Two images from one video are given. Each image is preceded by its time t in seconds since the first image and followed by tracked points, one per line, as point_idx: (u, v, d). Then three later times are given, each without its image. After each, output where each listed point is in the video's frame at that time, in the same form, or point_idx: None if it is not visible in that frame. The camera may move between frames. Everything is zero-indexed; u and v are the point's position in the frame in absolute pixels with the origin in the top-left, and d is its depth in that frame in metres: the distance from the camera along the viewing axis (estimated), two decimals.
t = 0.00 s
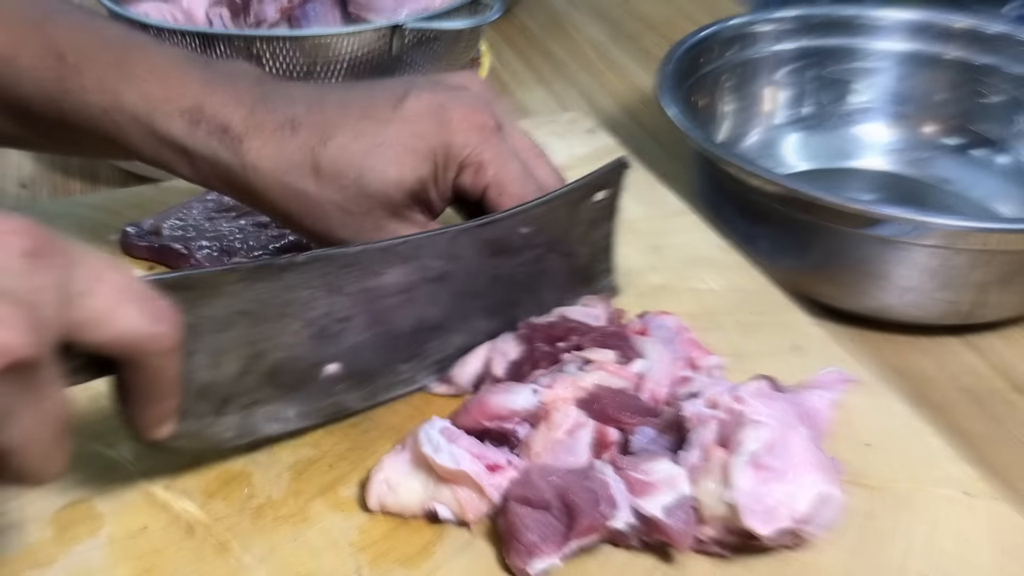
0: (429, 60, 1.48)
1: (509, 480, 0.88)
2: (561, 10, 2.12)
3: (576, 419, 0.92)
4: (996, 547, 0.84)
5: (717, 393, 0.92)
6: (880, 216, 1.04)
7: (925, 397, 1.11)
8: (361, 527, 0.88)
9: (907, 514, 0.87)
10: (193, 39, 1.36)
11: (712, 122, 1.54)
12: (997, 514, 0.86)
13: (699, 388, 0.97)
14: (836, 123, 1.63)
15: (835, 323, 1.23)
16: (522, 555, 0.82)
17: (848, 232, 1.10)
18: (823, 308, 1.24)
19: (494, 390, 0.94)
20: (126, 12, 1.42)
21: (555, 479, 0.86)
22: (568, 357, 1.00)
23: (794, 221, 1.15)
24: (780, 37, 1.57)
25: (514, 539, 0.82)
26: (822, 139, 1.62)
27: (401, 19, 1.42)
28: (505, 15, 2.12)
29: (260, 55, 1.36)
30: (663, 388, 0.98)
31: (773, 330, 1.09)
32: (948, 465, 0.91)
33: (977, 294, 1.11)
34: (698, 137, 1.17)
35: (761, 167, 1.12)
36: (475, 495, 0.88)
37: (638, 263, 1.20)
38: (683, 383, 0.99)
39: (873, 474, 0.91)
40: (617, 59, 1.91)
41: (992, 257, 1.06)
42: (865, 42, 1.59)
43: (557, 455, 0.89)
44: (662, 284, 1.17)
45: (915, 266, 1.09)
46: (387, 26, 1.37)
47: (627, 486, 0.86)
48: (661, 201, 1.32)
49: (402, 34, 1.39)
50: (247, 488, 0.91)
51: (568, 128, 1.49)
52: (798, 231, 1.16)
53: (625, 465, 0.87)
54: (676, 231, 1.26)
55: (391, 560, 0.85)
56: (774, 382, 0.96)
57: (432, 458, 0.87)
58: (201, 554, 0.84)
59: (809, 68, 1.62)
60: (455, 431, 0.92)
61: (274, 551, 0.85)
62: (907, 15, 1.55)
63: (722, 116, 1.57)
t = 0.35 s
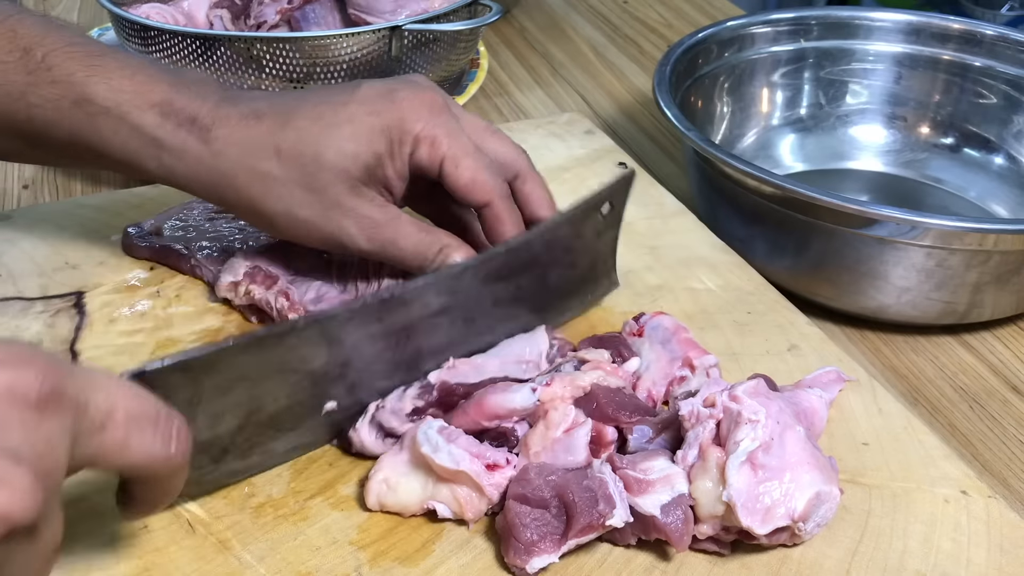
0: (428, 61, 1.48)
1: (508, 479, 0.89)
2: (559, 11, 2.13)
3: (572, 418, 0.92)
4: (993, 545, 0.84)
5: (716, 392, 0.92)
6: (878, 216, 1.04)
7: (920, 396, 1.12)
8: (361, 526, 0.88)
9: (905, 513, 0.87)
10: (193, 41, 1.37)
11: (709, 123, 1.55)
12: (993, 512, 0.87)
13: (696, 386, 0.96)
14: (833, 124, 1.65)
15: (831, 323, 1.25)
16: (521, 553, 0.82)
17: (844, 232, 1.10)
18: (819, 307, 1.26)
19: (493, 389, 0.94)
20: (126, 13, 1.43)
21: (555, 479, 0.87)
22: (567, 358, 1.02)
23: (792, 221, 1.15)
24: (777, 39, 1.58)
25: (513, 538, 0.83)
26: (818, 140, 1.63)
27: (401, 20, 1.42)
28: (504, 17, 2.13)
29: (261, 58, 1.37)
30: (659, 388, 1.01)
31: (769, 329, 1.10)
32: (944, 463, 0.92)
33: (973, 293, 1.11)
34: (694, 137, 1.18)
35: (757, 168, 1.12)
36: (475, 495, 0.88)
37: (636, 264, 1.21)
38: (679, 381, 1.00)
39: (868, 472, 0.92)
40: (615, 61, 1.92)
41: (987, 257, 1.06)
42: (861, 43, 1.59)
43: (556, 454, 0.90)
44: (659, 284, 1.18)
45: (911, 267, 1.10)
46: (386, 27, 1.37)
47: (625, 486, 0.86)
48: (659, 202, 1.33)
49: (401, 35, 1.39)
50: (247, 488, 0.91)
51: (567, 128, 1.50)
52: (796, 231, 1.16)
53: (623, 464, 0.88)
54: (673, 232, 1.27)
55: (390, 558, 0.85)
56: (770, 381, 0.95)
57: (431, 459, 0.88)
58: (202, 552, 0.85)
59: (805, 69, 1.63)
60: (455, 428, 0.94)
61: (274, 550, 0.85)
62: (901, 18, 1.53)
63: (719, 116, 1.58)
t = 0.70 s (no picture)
0: (428, 61, 1.48)
1: (508, 480, 0.89)
2: (559, 11, 2.13)
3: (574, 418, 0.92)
4: (993, 545, 0.84)
5: (716, 392, 0.92)
6: (877, 216, 1.04)
7: (920, 396, 1.12)
8: (361, 526, 0.88)
9: (905, 513, 0.87)
10: (193, 41, 1.37)
11: (709, 123, 1.55)
12: (994, 512, 0.87)
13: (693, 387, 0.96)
14: (833, 124, 1.65)
15: (831, 323, 1.25)
16: (521, 553, 0.82)
17: (845, 232, 1.10)
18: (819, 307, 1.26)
19: (493, 389, 0.94)
20: (126, 14, 1.43)
21: (555, 479, 0.87)
22: (568, 359, 1.01)
23: (793, 221, 1.15)
24: (777, 39, 1.58)
25: (513, 537, 0.83)
26: (818, 140, 1.64)
27: (401, 20, 1.42)
28: (503, 16, 2.13)
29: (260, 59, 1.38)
30: (661, 390, 1.01)
31: (770, 329, 1.10)
32: (944, 463, 0.92)
33: (973, 293, 1.11)
34: (694, 137, 1.18)
35: (758, 167, 1.12)
36: (475, 495, 0.88)
37: (636, 264, 1.22)
38: (681, 383, 0.99)
39: (868, 472, 0.92)
40: (615, 60, 1.92)
41: (987, 257, 1.06)
42: (861, 43, 1.59)
43: (556, 454, 0.90)
44: (659, 283, 1.18)
45: (911, 267, 1.10)
46: (387, 27, 1.37)
47: (625, 486, 0.86)
48: (659, 202, 1.33)
49: (401, 35, 1.39)
50: (247, 488, 0.91)
51: (567, 129, 1.50)
52: (796, 231, 1.16)
53: (623, 464, 0.88)
54: (673, 232, 1.27)
55: (390, 558, 0.85)
56: (769, 382, 0.95)
57: (431, 458, 0.88)
58: (202, 552, 0.85)
59: (806, 69, 1.63)
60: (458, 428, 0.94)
61: (274, 550, 0.85)
62: (901, 18, 1.53)
63: (719, 117, 1.58)
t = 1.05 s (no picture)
0: (428, 61, 1.48)
1: (508, 479, 0.89)
2: (560, 12, 2.14)
3: (574, 419, 0.91)
4: (993, 545, 0.84)
5: (716, 392, 0.92)
6: (877, 216, 1.04)
7: (919, 396, 1.12)
8: (361, 526, 0.88)
9: (905, 513, 0.87)
10: (193, 41, 1.37)
11: (709, 123, 1.55)
12: (994, 512, 0.87)
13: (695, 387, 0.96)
14: (833, 124, 1.65)
15: (831, 322, 1.25)
16: (520, 554, 0.82)
17: (844, 232, 1.10)
18: (819, 307, 1.26)
19: (496, 388, 0.94)
20: (126, 13, 1.43)
21: (554, 479, 0.87)
22: (567, 360, 1.01)
23: (792, 221, 1.15)
24: (777, 39, 1.58)
25: (513, 538, 0.83)
26: (818, 140, 1.64)
27: (401, 20, 1.42)
28: (503, 17, 2.13)
29: (260, 58, 1.38)
30: (662, 391, 1.00)
31: (770, 329, 1.10)
32: (944, 463, 0.92)
33: (973, 293, 1.11)
34: (693, 136, 1.18)
35: (757, 167, 1.12)
36: (474, 495, 0.88)
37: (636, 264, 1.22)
38: (682, 384, 0.99)
39: (868, 472, 0.92)
40: (615, 61, 1.92)
41: (987, 257, 1.06)
42: (861, 43, 1.59)
43: (556, 454, 0.90)
44: (659, 283, 1.18)
45: (911, 267, 1.10)
46: (387, 27, 1.37)
47: (625, 486, 0.86)
48: (659, 202, 1.33)
49: (402, 35, 1.39)
50: (247, 488, 0.91)
51: (567, 129, 1.50)
52: (796, 231, 1.16)
53: (623, 464, 0.88)
54: (673, 232, 1.27)
55: (390, 558, 0.85)
56: (769, 382, 0.95)
57: (430, 459, 0.88)
58: (202, 552, 0.85)
59: (806, 69, 1.63)
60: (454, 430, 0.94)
61: (274, 550, 0.85)
62: (901, 18, 1.53)
63: (719, 117, 1.58)
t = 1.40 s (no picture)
0: (428, 61, 1.48)
1: (508, 480, 0.89)
2: (560, 12, 2.13)
3: (578, 422, 0.91)
4: (993, 545, 0.84)
5: (716, 392, 0.92)
6: (877, 216, 1.04)
7: (919, 396, 1.12)
8: (361, 526, 0.88)
9: (905, 513, 0.87)
10: (193, 41, 1.37)
11: (709, 122, 1.55)
12: (994, 512, 0.87)
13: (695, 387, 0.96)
14: (833, 124, 1.65)
15: (831, 322, 1.25)
16: (521, 553, 0.82)
17: (845, 232, 1.10)
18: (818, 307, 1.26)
19: (507, 389, 0.94)
20: (125, 13, 1.43)
21: (556, 479, 0.87)
22: (578, 358, 1.00)
23: (792, 221, 1.15)
24: (777, 39, 1.58)
25: (513, 537, 0.83)
26: (818, 140, 1.64)
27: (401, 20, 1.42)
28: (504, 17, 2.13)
29: (260, 58, 1.38)
30: (666, 391, 1.01)
31: (769, 329, 1.10)
32: (944, 463, 0.92)
33: (973, 293, 1.11)
34: (694, 136, 1.18)
35: (758, 167, 1.12)
36: (475, 495, 0.88)
37: (636, 264, 1.22)
38: (686, 385, 0.99)
39: (868, 472, 0.92)
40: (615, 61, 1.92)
41: (987, 257, 1.06)
42: (861, 43, 1.59)
43: (559, 456, 0.90)
44: (660, 283, 1.18)
45: (911, 267, 1.10)
46: (387, 27, 1.37)
47: (626, 486, 0.86)
48: (659, 202, 1.33)
49: (402, 35, 1.39)
50: (247, 488, 0.92)
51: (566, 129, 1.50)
52: (796, 231, 1.16)
53: (623, 465, 0.88)
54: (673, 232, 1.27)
55: (390, 558, 0.85)
56: (770, 382, 0.95)
57: (432, 457, 0.88)
58: (203, 553, 0.85)
59: (806, 69, 1.63)
60: (457, 429, 0.94)
61: (274, 550, 0.85)
62: (901, 18, 1.53)
63: (719, 117, 1.58)
